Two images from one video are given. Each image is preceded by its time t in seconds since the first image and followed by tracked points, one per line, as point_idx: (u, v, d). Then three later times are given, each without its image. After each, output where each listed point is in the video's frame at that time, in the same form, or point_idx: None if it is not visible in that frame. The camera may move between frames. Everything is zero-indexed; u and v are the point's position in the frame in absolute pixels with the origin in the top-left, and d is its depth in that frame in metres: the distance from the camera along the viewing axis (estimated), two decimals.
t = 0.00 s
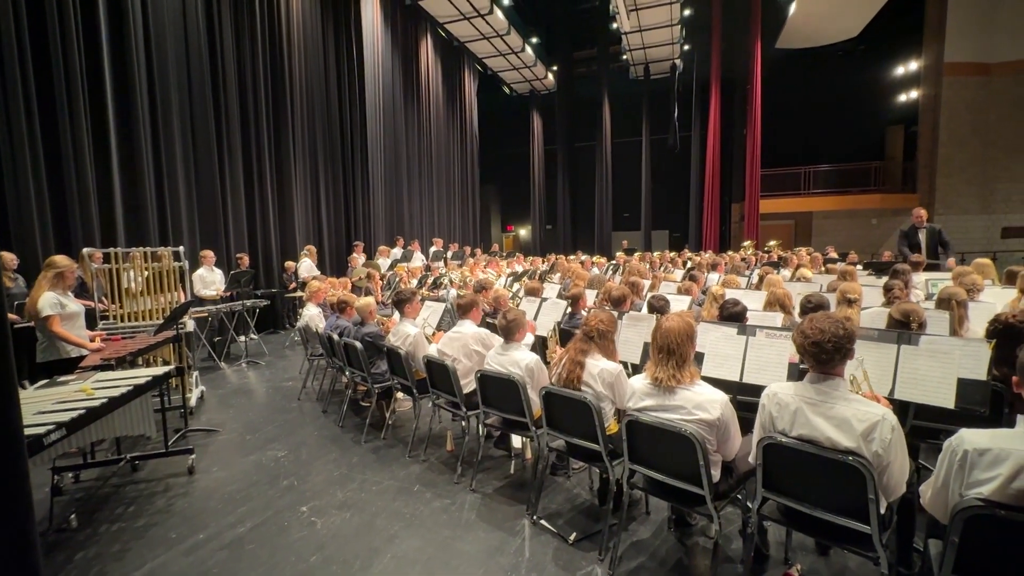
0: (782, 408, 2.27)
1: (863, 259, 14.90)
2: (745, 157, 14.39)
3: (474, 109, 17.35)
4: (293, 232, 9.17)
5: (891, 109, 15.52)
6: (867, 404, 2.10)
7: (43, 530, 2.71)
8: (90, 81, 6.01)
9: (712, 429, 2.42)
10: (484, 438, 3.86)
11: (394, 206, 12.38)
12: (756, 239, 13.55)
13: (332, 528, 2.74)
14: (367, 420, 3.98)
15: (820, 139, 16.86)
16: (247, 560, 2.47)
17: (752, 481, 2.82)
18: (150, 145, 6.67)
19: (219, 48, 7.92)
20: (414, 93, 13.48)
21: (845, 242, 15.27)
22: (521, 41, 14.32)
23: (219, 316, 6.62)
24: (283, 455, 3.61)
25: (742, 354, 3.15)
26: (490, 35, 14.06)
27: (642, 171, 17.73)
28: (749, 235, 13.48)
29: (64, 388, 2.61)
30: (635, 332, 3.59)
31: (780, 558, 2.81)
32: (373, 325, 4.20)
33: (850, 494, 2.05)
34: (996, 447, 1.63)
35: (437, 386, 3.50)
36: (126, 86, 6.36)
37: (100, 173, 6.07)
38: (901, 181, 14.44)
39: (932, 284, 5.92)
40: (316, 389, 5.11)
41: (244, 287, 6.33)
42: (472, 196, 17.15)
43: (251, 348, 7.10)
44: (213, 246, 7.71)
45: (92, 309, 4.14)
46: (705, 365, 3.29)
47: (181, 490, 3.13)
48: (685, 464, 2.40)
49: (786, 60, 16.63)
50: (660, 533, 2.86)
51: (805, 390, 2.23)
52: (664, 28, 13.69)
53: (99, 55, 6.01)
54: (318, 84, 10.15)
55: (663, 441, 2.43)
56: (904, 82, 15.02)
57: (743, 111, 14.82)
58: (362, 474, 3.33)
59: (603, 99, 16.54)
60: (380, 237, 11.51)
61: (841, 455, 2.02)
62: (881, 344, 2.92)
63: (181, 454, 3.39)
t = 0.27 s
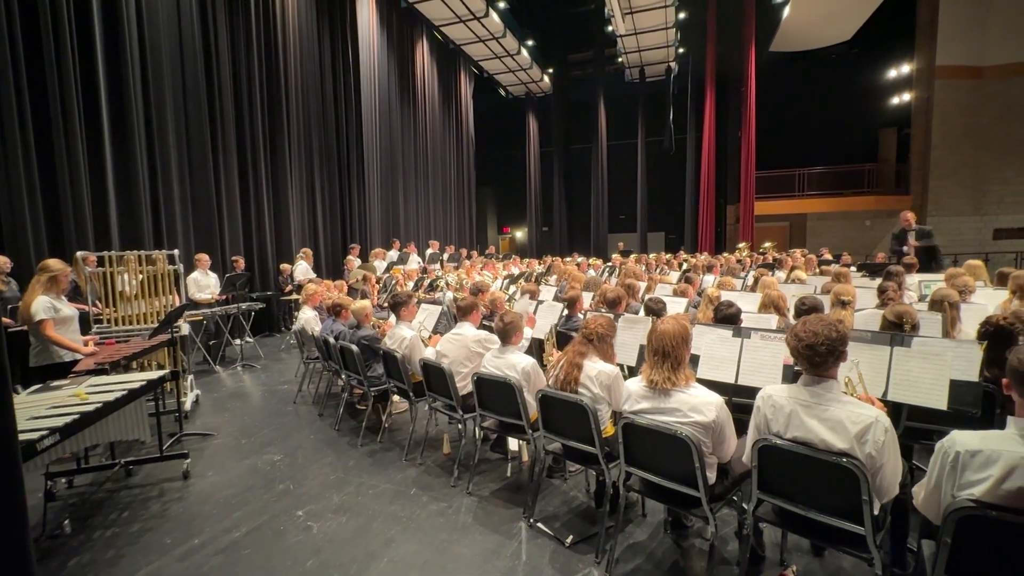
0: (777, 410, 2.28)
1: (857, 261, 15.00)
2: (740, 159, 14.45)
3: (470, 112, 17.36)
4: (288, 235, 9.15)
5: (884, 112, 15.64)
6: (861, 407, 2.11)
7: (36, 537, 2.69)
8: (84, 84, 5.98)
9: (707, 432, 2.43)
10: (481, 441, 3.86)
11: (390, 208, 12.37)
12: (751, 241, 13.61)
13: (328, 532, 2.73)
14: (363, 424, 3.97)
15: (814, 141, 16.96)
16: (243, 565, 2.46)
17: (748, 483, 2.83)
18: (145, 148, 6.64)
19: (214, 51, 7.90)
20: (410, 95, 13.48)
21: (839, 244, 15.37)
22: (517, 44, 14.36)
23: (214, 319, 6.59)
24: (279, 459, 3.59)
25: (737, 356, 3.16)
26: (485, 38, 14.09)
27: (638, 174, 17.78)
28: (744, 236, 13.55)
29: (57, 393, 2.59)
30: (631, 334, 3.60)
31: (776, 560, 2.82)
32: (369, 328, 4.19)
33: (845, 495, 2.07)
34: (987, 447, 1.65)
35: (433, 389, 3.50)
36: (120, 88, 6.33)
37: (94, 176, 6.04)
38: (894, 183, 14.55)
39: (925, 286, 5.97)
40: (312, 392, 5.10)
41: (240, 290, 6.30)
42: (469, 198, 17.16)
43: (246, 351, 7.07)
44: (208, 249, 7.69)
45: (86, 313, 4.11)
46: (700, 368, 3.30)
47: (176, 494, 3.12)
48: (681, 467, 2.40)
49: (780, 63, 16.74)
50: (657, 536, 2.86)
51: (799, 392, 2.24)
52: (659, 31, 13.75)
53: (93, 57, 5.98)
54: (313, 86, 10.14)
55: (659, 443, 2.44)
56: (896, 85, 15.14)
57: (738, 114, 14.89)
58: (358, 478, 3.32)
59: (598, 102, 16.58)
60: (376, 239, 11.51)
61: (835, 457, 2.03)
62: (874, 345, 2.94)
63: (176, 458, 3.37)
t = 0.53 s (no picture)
0: (771, 411, 2.29)
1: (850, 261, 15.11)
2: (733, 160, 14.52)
3: (465, 112, 17.35)
4: (283, 237, 9.11)
5: (876, 114, 15.77)
6: (853, 407, 2.12)
7: (27, 543, 2.66)
8: (76, 84, 5.93)
9: (702, 432, 2.44)
10: (476, 443, 3.86)
11: (385, 209, 12.34)
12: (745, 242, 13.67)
13: (323, 535, 2.72)
14: (358, 426, 3.95)
15: (807, 142, 17.07)
16: (237, 570, 2.44)
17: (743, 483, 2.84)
18: (137, 149, 6.59)
19: (208, 51, 7.86)
20: (405, 96, 13.46)
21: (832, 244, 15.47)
22: (511, 45, 14.37)
23: (207, 322, 6.55)
24: (273, 462, 3.58)
25: (732, 357, 3.17)
26: (480, 39, 14.08)
27: (632, 174, 17.82)
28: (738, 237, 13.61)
29: (48, 397, 2.56)
30: (626, 335, 3.61)
31: (771, 560, 2.84)
32: (364, 329, 4.18)
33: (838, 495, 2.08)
34: (979, 447, 1.67)
35: (429, 391, 3.49)
36: (112, 88, 6.28)
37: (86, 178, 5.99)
38: (886, 184, 14.67)
39: (917, 285, 6.03)
40: (306, 394, 5.07)
41: (233, 292, 6.26)
42: (463, 199, 17.14)
43: (240, 353, 7.03)
44: (202, 250, 7.64)
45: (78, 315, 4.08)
46: (695, 369, 3.32)
47: (169, 499, 3.09)
48: (676, 468, 2.41)
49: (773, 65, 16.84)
50: (652, 536, 2.87)
51: (793, 393, 2.25)
52: (653, 32, 13.79)
53: (85, 58, 5.93)
54: (308, 87, 10.11)
55: (654, 444, 2.44)
56: (888, 86, 15.26)
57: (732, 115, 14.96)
58: (354, 480, 3.31)
59: (593, 103, 16.62)
60: (371, 240, 11.48)
61: (829, 457, 2.04)
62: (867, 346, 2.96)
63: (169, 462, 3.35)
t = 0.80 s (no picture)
0: (766, 414, 2.30)
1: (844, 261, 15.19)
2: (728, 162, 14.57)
3: (460, 114, 17.35)
4: (278, 239, 9.08)
5: (869, 115, 15.87)
6: (848, 409, 2.13)
7: (18, 549, 2.64)
8: (68, 85, 5.88)
9: (698, 435, 2.44)
10: (473, 445, 3.85)
11: (381, 210, 12.32)
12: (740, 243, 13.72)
13: (318, 539, 2.71)
14: (354, 429, 3.94)
15: (801, 144, 17.15)
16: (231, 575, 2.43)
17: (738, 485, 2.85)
18: (130, 150, 6.55)
19: (201, 52, 7.82)
20: (400, 97, 13.44)
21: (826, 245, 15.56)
22: (507, 46, 14.38)
23: (201, 324, 6.51)
24: (268, 465, 3.56)
25: (727, 359, 3.18)
26: (476, 40, 14.09)
27: (628, 176, 17.85)
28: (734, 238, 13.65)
29: (40, 402, 2.54)
30: (622, 337, 3.61)
31: (767, 561, 2.84)
32: (360, 332, 4.16)
33: (833, 497, 2.09)
34: (972, 448, 1.68)
35: (425, 393, 3.48)
36: (105, 89, 6.24)
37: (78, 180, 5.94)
38: (879, 185, 14.76)
39: (910, 286, 6.07)
40: (301, 397, 5.05)
41: (228, 294, 6.23)
42: (459, 200, 17.12)
43: (234, 356, 6.99)
44: (196, 252, 7.60)
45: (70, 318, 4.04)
46: (691, 370, 3.32)
47: (162, 504, 3.07)
48: (672, 470, 2.41)
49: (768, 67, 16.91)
50: (649, 539, 2.87)
51: (789, 395, 2.26)
52: (648, 34, 13.82)
53: (77, 58, 5.89)
54: (302, 89, 10.07)
55: (650, 447, 2.44)
56: (881, 88, 15.36)
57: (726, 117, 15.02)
58: (349, 484, 3.30)
59: (588, 104, 16.64)
60: (366, 242, 11.45)
61: (824, 460, 2.05)
62: (861, 347, 2.97)
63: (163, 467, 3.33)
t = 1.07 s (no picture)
0: (760, 417, 2.30)
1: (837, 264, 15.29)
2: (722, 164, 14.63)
3: (456, 116, 17.35)
4: (272, 242, 9.04)
5: (861, 119, 16.01)
6: (842, 412, 2.14)
7: (7, 558, 2.61)
8: (60, 87, 5.84)
9: (694, 439, 2.44)
10: (468, 449, 3.85)
11: (376, 214, 12.30)
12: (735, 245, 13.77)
13: (313, 545, 2.69)
14: (349, 433, 3.92)
15: (795, 147, 17.23)
16: None
17: (733, 488, 2.86)
18: (123, 153, 6.51)
19: (195, 55, 7.78)
20: (395, 100, 13.43)
21: (820, 247, 15.65)
22: (502, 49, 14.40)
23: (194, 328, 6.47)
24: (262, 471, 3.54)
25: (722, 362, 3.19)
26: (471, 43, 14.10)
27: (623, 178, 17.90)
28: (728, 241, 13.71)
29: (29, 408, 2.51)
30: (618, 341, 3.61)
31: (762, 565, 2.85)
32: (354, 336, 4.15)
33: (827, 500, 2.10)
34: (964, 452, 1.69)
35: (420, 397, 3.47)
36: (97, 91, 6.20)
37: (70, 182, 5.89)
38: (872, 188, 14.87)
39: (902, 289, 6.12)
40: (296, 401, 5.03)
41: (221, 298, 6.19)
42: (454, 203, 17.11)
43: (228, 360, 6.94)
44: (189, 256, 7.55)
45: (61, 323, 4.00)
46: (685, 373, 3.33)
47: (155, 510, 3.04)
48: (667, 474, 2.42)
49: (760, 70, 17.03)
50: (645, 542, 2.87)
51: (783, 399, 2.26)
52: (643, 38, 13.89)
53: (69, 60, 5.84)
54: (297, 91, 10.04)
55: (645, 451, 2.45)
56: (873, 92, 15.50)
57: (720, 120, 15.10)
58: (344, 489, 3.28)
59: (583, 107, 16.67)
60: (362, 245, 11.42)
61: (818, 463, 2.05)
62: (854, 350, 2.98)
63: (155, 472, 3.30)
